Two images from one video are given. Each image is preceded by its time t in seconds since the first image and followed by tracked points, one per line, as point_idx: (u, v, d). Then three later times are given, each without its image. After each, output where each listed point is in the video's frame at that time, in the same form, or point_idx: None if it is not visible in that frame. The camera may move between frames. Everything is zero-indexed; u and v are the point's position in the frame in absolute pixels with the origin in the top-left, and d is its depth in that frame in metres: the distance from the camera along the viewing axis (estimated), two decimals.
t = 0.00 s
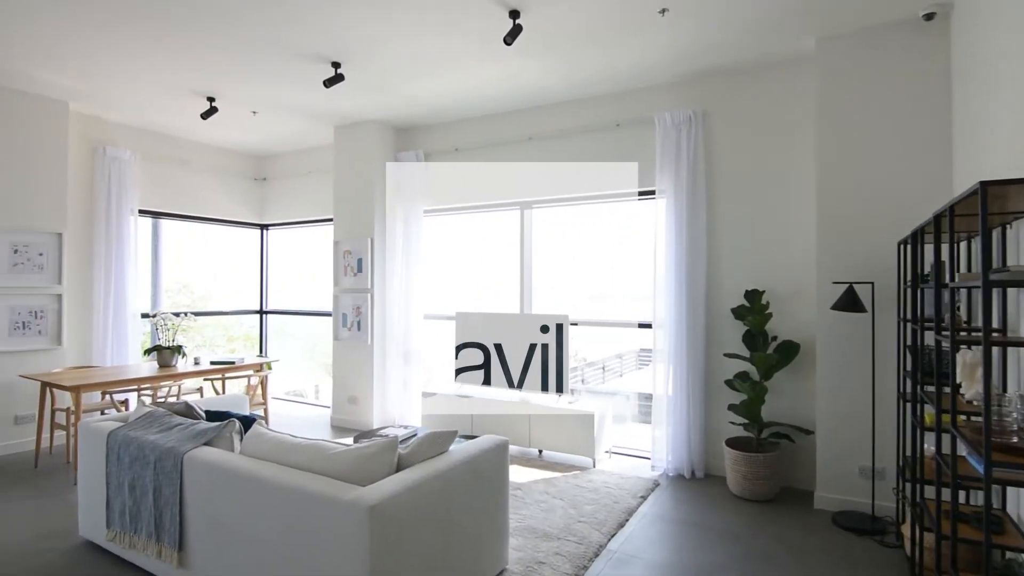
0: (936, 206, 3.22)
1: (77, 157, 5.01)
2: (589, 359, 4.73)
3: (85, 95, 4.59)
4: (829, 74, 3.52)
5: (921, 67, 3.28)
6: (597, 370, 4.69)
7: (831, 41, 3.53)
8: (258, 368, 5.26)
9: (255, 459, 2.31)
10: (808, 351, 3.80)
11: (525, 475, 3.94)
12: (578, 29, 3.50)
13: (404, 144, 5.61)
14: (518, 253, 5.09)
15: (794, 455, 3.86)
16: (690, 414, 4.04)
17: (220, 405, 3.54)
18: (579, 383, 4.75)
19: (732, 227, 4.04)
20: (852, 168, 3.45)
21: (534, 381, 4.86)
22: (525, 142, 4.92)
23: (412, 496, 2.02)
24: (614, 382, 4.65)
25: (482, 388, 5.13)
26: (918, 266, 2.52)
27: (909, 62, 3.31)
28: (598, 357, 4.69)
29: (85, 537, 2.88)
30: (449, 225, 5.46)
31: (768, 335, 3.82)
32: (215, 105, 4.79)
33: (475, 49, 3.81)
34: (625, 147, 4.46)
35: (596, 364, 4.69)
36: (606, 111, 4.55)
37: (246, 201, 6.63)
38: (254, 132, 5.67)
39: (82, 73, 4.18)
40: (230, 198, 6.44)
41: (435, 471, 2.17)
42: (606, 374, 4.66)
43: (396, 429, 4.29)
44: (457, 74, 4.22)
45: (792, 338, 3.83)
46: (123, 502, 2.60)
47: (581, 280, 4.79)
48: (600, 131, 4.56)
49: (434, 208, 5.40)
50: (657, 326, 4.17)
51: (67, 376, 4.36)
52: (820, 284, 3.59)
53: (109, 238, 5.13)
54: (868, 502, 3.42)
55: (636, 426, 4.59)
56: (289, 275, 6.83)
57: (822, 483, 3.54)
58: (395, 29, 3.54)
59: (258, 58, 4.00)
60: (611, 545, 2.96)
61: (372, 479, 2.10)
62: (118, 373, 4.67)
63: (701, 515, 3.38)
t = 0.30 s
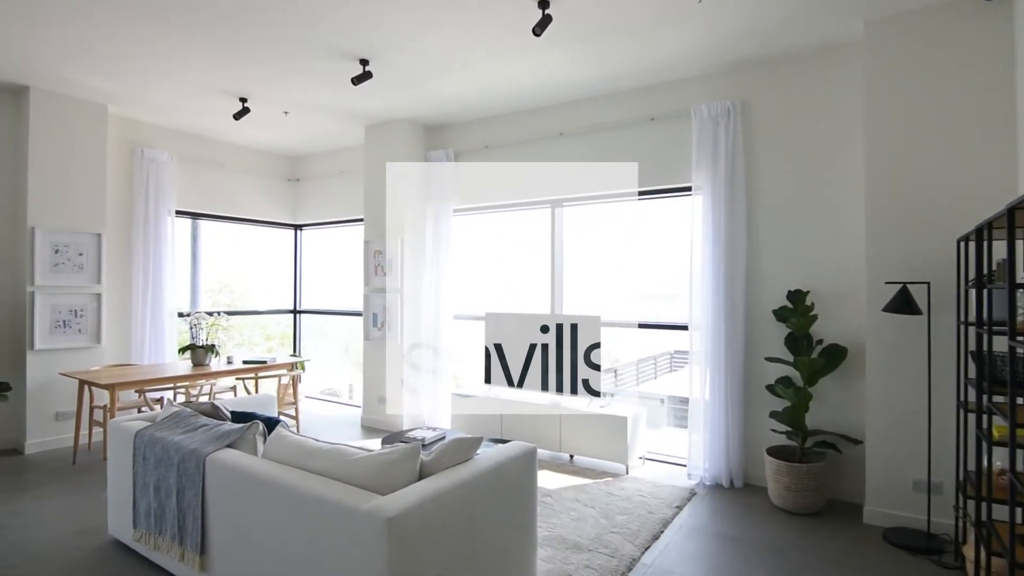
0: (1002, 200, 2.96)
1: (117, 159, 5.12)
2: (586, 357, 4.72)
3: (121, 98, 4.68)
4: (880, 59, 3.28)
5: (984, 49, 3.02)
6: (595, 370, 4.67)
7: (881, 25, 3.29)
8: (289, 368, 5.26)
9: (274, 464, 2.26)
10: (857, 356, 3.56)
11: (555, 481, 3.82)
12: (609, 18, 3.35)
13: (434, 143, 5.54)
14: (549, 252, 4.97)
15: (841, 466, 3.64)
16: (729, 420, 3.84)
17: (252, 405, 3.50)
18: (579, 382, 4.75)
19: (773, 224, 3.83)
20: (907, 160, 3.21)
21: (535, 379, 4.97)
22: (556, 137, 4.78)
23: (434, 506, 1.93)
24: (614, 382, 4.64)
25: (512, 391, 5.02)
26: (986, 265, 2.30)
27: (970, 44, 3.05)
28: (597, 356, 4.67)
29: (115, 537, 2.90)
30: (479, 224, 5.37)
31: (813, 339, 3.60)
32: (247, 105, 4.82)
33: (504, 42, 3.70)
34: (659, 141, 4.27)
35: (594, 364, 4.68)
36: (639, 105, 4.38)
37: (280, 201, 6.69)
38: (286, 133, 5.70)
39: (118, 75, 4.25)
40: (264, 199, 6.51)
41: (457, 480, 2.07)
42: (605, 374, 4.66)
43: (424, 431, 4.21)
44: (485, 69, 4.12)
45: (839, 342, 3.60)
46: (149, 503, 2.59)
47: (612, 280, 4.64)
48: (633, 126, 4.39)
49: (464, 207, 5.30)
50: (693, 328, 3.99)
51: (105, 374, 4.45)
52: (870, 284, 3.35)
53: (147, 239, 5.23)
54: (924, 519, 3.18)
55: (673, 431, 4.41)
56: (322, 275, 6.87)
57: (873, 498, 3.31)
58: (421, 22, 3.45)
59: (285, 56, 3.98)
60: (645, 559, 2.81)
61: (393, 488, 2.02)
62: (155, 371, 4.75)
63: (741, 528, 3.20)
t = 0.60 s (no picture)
0: None
1: (155, 162, 5.23)
2: (586, 357, 4.67)
3: (157, 101, 4.76)
4: (938, 38, 3.02)
5: None
6: (595, 370, 4.60)
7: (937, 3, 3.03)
8: (320, 369, 5.22)
9: (293, 468, 2.20)
10: (912, 360, 3.31)
11: (585, 489, 3.68)
12: (640, 6, 3.18)
13: (463, 141, 5.45)
14: (580, 251, 4.82)
15: (894, 479, 3.38)
16: (771, 428, 3.63)
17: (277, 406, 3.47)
18: (579, 382, 4.68)
19: (818, 219, 3.60)
20: (969, 147, 2.95)
21: (535, 379, 4.91)
22: (587, 132, 4.62)
23: (453, 517, 1.82)
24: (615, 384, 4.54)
25: (543, 394, 4.86)
26: None
27: None
28: (597, 356, 4.62)
29: (142, 537, 2.90)
30: (510, 223, 5.26)
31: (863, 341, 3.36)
32: (277, 106, 4.84)
33: (531, 33, 3.57)
34: (694, 134, 4.06)
35: (593, 363, 4.62)
36: (674, 97, 4.18)
37: (313, 202, 6.73)
38: (317, 133, 5.71)
39: (151, 77, 4.31)
40: (297, 200, 6.56)
41: (477, 489, 1.96)
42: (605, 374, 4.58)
43: (452, 434, 4.12)
44: (513, 62, 4.00)
45: (892, 346, 3.35)
46: (171, 505, 2.58)
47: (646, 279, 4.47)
48: (667, 119, 4.19)
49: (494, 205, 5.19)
50: (732, 329, 3.79)
51: (140, 373, 4.53)
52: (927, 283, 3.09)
53: (183, 239, 5.31)
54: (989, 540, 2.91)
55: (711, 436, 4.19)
56: (354, 275, 6.87)
57: (931, 515, 3.05)
58: (446, 15, 3.36)
59: (311, 54, 3.95)
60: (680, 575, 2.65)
61: (411, 496, 1.93)
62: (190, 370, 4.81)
63: (784, 544, 2.99)
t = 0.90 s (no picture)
0: None
1: (190, 164, 5.32)
2: (586, 357, 4.44)
3: (189, 103, 4.82)
4: (1006, 10, 2.73)
5: None
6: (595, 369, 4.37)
7: None
8: (351, 369, 5.08)
9: (306, 474, 2.12)
10: (977, 365, 3.02)
11: (616, 499, 3.51)
12: None
13: (493, 138, 5.32)
14: (612, 250, 4.62)
15: (958, 496, 3.09)
16: (818, 437, 3.38)
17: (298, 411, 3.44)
18: (579, 382, 4.48)
19: (869, 213, 3.34)
20: None
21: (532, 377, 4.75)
22: (619, 125, 4.42)
23: (466, 530, 1.71)
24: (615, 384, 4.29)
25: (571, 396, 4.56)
26: None
27: None
28: (596, 356, 4.38)
29: (166, 539, 2.88)
30: (541, 221, 5.11)
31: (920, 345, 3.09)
32: (306, 105, 4.83)
33: (557, 22, 3.43)
34: (732, 124, 3.83)
35: (593, 363, 4.38)
36: (711, 85, 3.96)
37: (344, 202, 6.72)
38: (346, 132, 5.68)
39: (182, 80, 4.36)
40: (329, 200, 6.57)
41: (492, 500, 1.84)
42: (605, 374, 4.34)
43: (479, 438, 4.00)
44: (540, 54, 3.86)
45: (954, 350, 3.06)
46: (191, 507, 2.55)
47: (682, 278, 4.26)
48: (703, 108, 3.97)
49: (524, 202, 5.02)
50: (774, 331, 3.57)
51: (174, 373, 4.59)
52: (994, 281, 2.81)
53: (217, 240, 5.38)
54: None
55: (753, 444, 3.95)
56: (384, 275, 6.83)
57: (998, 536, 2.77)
58: (468, 6, 3.24)
59: (335, 51, 3.90)
60: None
61: (423, 507, 1.82)
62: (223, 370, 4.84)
63: (831, 565, 2.77)
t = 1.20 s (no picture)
0: None
1: (220, 166, 5.38)
2: (586, 357, 4.43)
3: (219, 106, 4.87)
4: None
5: None
6: (595, 370, 4.37)
7: None
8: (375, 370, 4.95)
9: (316, 482, 2.06)
10: None
11: (645, 511, 3.34)
12: None
13: (520, 134, 5.14)
14: (642, 249, 4.44)
15: None
16: (864, 449, 3.15)
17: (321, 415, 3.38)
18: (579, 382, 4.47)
19: (922, 207, 3.08)
20: None
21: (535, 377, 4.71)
22: (649, 118, 4.20)
23: (474, 548, 1.60)
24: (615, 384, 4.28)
25: (602, 402, 4.38)
26: None
27: None
28: (597, 356, 4.36)
29: (186, 541, 2.87)
30: (570, 219, 4.94)
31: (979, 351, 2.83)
32: (332, 105, 4.81)
33: (582, 11, 3.26)
34: (771, 115, 3.61)
35: (593, 363, 4.37)
36: (748, 73, 3.73)
37: (374, 203, 6.68)
38: (373, 131, 5.63)
39: (210, 83, 4.40)
40: (358, 200, 6.54)
41: (503, 515, 1.73)
42: (605, 374, 4.33)
43: (504, 442, 3.88)
44: (565, 46, 3.71)
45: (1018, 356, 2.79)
46: (207, 511, 2.52)
47: (719, 278, 4.06)
48: (740, 98, 3.74)
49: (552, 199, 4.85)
50: (816, 334, 3.35)
51: (204, 373, 4.63)
52: None
53: (248, 241, 5.43)
54: None
55: (792, 451, 3.73)
56: (414, 275, 6.76)
57: None
58: None
59: (356, 49, 3.86)
60: None
61: (431, 521, 1.73)
62: (254, 370, 4.87)
63: None
